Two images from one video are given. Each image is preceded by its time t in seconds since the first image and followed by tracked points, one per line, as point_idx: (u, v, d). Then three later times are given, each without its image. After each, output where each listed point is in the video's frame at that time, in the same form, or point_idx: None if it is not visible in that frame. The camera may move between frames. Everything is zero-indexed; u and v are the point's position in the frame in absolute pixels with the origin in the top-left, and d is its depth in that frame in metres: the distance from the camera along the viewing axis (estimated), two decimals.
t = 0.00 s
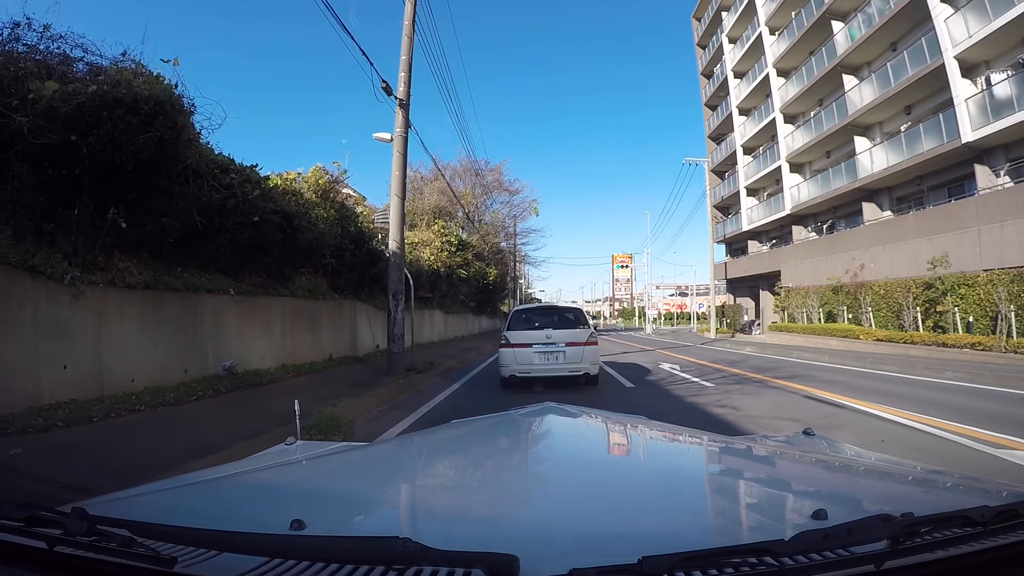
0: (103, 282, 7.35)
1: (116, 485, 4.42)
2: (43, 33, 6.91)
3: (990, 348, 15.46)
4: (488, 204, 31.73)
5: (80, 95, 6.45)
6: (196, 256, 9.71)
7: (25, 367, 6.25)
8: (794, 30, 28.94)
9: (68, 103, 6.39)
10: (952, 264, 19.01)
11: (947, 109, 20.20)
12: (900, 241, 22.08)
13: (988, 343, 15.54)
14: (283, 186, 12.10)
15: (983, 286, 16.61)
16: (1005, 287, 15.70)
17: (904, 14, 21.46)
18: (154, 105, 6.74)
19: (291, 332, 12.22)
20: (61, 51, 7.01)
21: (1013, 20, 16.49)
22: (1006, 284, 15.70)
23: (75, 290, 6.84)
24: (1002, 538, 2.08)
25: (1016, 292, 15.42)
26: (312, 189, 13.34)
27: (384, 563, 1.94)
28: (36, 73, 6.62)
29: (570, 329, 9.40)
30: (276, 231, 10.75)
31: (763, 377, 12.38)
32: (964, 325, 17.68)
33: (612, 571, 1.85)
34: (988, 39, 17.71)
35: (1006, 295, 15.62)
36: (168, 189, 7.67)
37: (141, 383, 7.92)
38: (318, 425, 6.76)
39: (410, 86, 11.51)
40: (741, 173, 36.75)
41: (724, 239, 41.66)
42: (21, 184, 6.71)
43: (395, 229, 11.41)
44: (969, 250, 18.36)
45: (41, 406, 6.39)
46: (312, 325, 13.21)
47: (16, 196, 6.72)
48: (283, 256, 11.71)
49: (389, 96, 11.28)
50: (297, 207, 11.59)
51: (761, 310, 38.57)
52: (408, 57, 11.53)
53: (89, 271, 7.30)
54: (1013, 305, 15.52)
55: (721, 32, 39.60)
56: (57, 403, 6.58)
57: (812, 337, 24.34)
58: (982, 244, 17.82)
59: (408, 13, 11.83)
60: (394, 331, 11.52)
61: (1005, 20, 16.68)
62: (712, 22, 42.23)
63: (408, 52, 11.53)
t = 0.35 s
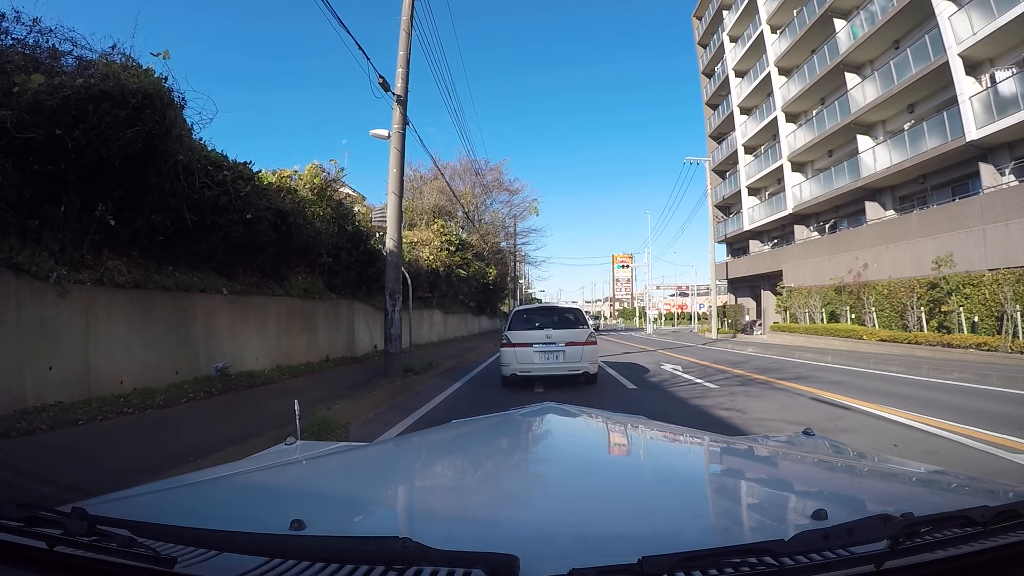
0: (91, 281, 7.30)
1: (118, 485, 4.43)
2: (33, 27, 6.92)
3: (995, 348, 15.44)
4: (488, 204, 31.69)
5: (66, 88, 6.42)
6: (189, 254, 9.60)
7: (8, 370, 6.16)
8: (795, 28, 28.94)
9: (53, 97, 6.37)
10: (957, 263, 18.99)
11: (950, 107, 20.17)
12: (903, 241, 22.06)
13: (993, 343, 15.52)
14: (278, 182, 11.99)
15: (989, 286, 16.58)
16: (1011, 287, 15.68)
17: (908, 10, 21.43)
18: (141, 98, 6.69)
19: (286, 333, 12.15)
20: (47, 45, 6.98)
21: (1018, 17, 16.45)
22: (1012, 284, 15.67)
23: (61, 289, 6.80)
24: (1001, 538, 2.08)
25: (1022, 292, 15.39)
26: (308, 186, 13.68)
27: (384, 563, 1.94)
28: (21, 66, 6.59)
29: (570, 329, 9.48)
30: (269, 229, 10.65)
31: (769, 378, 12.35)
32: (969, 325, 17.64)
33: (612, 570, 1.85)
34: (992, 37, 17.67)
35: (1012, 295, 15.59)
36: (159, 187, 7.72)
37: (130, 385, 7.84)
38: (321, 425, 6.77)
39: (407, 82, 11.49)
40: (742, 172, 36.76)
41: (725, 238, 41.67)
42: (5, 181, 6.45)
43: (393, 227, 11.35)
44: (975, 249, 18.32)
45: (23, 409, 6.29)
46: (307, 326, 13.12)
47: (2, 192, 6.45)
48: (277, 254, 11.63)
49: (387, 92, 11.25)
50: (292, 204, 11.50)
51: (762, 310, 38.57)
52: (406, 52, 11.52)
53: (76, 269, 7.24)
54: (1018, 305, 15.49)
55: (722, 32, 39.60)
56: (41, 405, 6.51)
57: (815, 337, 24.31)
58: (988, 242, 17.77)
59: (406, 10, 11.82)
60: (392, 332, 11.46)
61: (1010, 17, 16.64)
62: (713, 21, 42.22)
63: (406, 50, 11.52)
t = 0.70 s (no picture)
0: (77, 279, 7.15)
1: (118, 485, 4.43)
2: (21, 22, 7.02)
3: (1002, 348, 15.40)
4: (487, 203, 31.68)
5: (50, 81, 6.47)
6: (180, 254, 9.51)
7: None
8: (797, 27, 28.93)
9: (37, 90, 6.42)
10: (963, 263, 18.80)
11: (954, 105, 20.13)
12: (908, 240, 22.04)
13: (1000, 344, 15.48)
14: (273, 180, 11.94)
15: (995, 285, 16.55)
16: (1017, 287, 15.66)
17: (912, 8, 21.43)
18: (128, 90, 6.73)
19: (282, 335, 12.01)
20: (38, 41, 7.21)
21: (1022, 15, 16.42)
22: (1018, 283, 15.65)
23: (46, 287, 6.65)
24: (1001, 538, 2.08)
25: None
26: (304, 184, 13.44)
27: (384, 563, 1.94)
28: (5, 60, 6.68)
29: (569, 330, 9.53)
30: (263, 227, 10.59)
31: (774, 379, 12.32)
32: (975, 325, 17.59)
33: (612, 570, 1.85)
34: (997, 34, 17.65)
35: (1019, 294, 15.56)
36: (145, 183, 7.71)
37: (118, 388, 7.68)
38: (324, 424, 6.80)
39: (404, 77, 11.49)
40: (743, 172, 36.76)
41: (726, 238, 41.65)
42: None
43: (389, 227, 11.31)
44: (980, 249, 18.27)
45: (6, 413, 6.10)
46: (303, 327, 13.00)
47: None
48: (271, 254, 11.56)
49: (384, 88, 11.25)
50: (286, 203, 11.46)
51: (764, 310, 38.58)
52: (403, 48, 11.49)
53: (62, 268, 7.13)
54: None
55: (723, 30, 39.61)
56: (24, 408, 6.35)
57: (818, 337, 24.29)
58: (993, 242, 17.72)
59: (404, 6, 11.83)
60: (388, 333, 11.40)
61: (1014, 15, 16.62)
62: (713, 20, 42.24)
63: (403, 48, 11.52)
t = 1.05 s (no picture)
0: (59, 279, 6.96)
1: (118, 485, 4.44)
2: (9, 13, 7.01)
3: (1008, 349, 15.33)
4: (487, 203, 31.68)
5: (30, 72, 6.32)
6: (168, 254, 9.32)
7: None
8: (798, 26, 28.93)
9: (17, 81, 6.26)
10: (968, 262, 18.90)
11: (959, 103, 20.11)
12: (911, 240, 22.02)
13: (1006, 345, 15.41)
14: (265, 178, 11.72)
15: (1001, 285, 16.49)
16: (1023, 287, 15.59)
17: (916, 5, 21.43)
18: (110, 82, 6.57)
19: (275, 335, 11.84)
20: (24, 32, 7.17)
21: None
22: None
23: (27, 288, 6.50)
24: (1001, 538, 2.08)
25: None
26: (298, 181, 13.10)
27: (384, 563, 1.94)
28: None
29: (570, 331, 9.56)
30: (256, 226, 10.32)
31: (777, 380, 12.31)
32: (981, 326, 17.53)
33: (613, 571, 1.85)
34: (1001, 32, 17.64)
35: None
36: (131, 178, 7.61)
37: (102, 392, 7.46)
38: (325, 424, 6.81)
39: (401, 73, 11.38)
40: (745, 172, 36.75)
41: (727, 238, 41.67)
42: None
43: (386, 225, 11.20)
44: (985, 248, 18.19)
45: None
46: (298, 327, 12.86)
47: None
48: (264, 253, 11.37)
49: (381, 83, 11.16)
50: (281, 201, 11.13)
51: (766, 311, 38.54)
52: (400, 44, 11.48)
53: (44, 267, 6.96)
54: None
55: (723, 30, 39.66)
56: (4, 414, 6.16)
57: (821, 338, 24.26)
58: (998, 242, 17.64)
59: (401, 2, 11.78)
60: (385, 334, 11.37)
61: (1018, 13, 16.61)
62: (714, 19, 42.26)
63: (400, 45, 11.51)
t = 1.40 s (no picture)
0: (34, 279, 6.68)
1: (118, 486, 4.45)
2: None
3: (1017, 350, 15.21)
4: (487, 203, 31.67)
5: None
6: (151, 253, 9.05)
7: None
8: (801, 23, 28.92)
9: None
10: (977, 261, 18.66)
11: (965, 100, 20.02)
12: (918, 239, 21.97)
13: (1015, 346, 15.28)
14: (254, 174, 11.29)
15: (1010, 285, 16.37)
16: None
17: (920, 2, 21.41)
18: (85, 69, 6.28)
19: (264, 337, 11.61)
20: None
21: None
22: None
23: None
24: (1002, 539, 2.07)
25: None
26: (289, 179, 12.71)
27: (383, 564, 1.94)
28: None
29: (570, 332, 9.59)
30: (242, 223, 9.91)
31: (785, 384, 12.21)
32: (990, 327, 17.36)
33: (613, 571, 1.85)
34: (1007, 28, 17.58)
35: None
36: (109, 172, 7.33)
37: (79, 397, 7.18)
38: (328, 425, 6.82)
39: (396, 66, 11.28)
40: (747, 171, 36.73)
41: (729, 239, 41.67)
42: None
43: (380, 222, 10.94)
44: (993, 246, 18.04)
45: None
46: (289, 328, 12.68)
47: None
48: (253, 252, 11.10)
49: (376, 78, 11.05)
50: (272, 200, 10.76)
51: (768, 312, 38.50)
52: (396, 36, 11.43)
53: (18, 266, 6.69)
54: None
55: (724, 28, 39.69)
56: None
57: (825, 339, 24.21)
58: (1007, 240, 17.47)
59: None
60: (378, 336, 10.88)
61: None
62: (715, 18, 42.28)
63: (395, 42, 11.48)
